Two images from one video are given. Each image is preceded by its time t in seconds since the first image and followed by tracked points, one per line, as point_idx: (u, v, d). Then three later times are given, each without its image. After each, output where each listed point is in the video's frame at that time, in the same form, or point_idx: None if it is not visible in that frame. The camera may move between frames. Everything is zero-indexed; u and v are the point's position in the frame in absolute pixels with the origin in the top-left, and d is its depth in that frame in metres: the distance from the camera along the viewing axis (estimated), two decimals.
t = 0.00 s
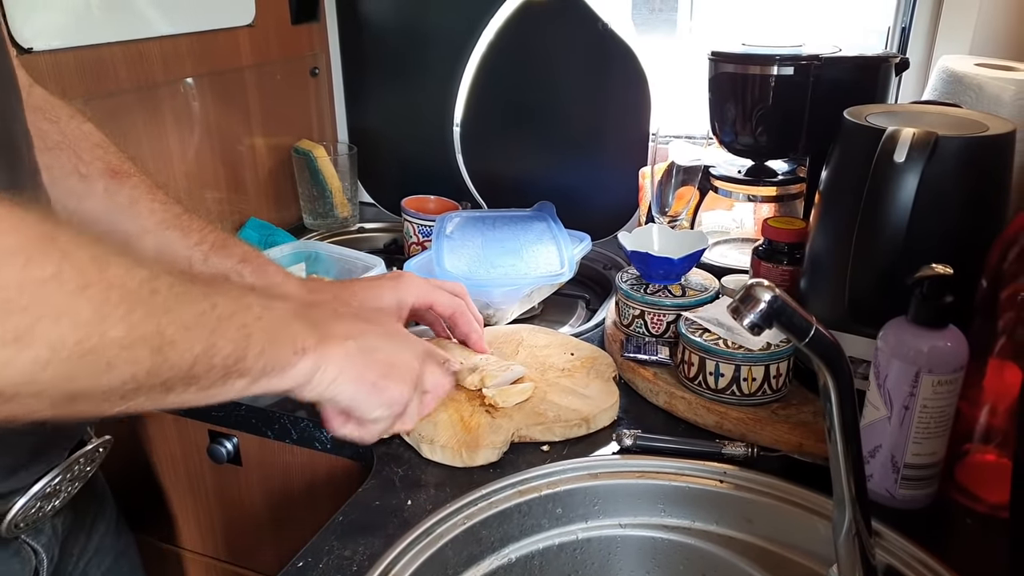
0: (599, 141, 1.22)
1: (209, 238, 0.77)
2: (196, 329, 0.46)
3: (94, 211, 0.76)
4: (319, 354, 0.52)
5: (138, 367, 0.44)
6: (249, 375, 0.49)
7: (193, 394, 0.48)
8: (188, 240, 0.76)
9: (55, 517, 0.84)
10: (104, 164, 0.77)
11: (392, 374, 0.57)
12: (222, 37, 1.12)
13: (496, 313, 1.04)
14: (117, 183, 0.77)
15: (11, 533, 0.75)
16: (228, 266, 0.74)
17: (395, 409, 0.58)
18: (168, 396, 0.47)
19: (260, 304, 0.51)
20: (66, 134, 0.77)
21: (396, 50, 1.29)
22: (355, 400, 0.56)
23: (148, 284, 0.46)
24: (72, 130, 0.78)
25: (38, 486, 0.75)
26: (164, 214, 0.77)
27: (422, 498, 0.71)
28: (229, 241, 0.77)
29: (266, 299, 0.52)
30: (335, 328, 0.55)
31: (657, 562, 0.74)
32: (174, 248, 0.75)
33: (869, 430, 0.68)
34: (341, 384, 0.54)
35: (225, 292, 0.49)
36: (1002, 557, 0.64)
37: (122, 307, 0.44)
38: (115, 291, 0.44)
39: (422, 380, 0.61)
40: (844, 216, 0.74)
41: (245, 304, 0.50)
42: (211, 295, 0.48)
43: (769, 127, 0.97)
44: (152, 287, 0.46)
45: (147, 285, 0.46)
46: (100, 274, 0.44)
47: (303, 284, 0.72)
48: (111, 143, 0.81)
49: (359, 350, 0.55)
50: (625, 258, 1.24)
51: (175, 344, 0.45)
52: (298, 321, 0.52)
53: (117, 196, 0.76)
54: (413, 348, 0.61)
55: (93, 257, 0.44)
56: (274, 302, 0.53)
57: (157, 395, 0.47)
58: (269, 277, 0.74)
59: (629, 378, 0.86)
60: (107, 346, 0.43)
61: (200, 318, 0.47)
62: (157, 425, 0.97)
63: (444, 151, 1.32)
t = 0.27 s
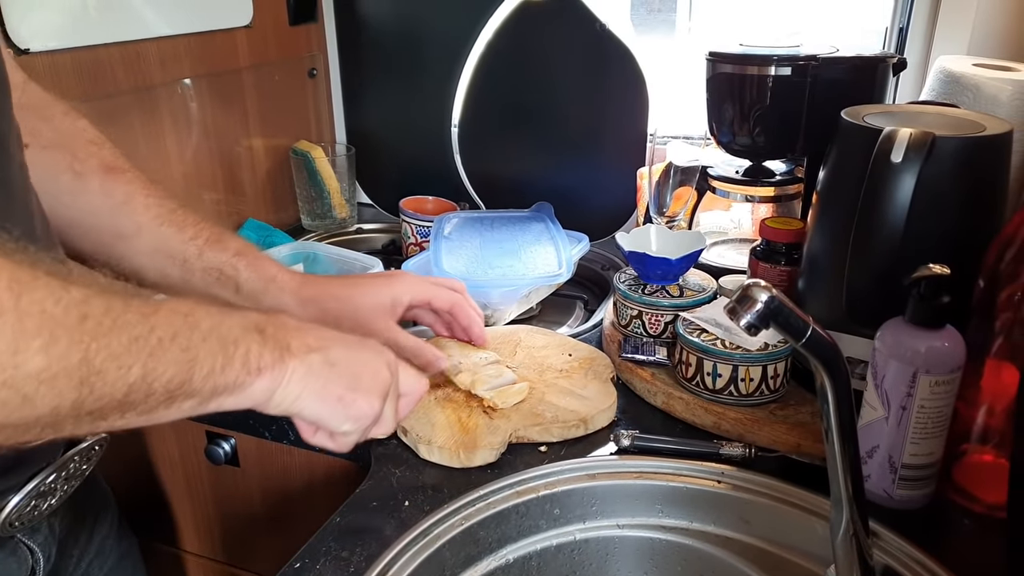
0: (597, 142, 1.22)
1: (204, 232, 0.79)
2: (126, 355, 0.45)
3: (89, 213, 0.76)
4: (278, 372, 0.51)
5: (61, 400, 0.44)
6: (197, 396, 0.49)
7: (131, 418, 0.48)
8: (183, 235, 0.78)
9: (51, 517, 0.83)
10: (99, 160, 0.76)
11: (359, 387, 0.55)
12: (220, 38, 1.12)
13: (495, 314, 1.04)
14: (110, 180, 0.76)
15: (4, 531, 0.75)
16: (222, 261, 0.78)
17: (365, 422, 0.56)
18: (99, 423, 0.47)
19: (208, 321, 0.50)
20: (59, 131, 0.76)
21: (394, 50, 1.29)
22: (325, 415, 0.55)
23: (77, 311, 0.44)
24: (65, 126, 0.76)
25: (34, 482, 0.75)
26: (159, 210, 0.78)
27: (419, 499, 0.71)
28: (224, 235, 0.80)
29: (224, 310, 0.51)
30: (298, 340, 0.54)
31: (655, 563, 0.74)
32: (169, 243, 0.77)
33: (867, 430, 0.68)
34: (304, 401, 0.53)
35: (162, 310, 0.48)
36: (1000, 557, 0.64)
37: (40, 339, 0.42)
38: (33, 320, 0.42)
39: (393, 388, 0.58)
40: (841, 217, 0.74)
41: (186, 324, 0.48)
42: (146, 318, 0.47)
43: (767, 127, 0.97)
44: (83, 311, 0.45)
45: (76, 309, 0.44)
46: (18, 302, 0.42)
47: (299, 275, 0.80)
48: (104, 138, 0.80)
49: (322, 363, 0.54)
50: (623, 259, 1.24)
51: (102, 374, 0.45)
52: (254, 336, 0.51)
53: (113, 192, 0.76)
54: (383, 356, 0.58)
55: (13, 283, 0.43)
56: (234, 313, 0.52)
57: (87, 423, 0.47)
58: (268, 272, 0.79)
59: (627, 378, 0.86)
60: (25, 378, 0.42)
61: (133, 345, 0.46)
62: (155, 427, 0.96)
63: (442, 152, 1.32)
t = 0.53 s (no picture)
0: (596, 143, 1.22)
1: (184, 235, 0.79)
2: (193, 331, 0.46)
3: (87, 215, 0.76)
4: (322, 347, 0.53)
5: (136, 371, 0.45)
6: (251, 369, 0.50)
7: (194, 390, 0.49)
8: (164, 237, 0.78)
9: (47, 518, 0.83)
10: (76, 164, 0.77)
11: (396, 358, 0.58)
12: (219, 39, 1.12)
13: (493, 315, 1.04)
14: (88, 184, 0.77)
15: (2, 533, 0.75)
16: (204, 262, 0.78)
17: (403, 390, 0.59)
18: (167, 394, 0.48)
19: (258, 300, 0.51)
20: (38, 135, 0.76)
21: (393, 51, 1.29)
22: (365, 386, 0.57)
23: (147, 288, 0.45)
24: (42, 131, 0.77)
25: (30, 483, 0.75)
26: (138, 212, 0.79)
27: (418, 500, 0.71)
28: (204, 238, 0.81)
29: (266, 291, 0.53)
30: (338, 317, 0.55)
31: (654, 564, 0.74)
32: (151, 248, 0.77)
33: (866, 431, 0.69)
34: (347, 373, 0.55)
35: (218, 290, 0.49)
36: (998, 558, 0.64)
37: (117, 313, 0.43)
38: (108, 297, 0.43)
39: (428, 357, 0.61)
40: (840, 218, 0.74)
41: (241, 302, 0.50)
42: (206, 296, 0.48)
43: (765, 128, 0.97)
44: (152, 288, 0.46)
45: (146, 287, 0.45)
46: (97, 280, 0.44)
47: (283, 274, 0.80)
48: (83, 143, 0.81)
49: (363, 338, 0.56)
50: (622, 260, 1.24)
51: (173, 346, 0.46)
52: (299, 315, 0.53)
53: (93, 196, 0.77)
54: (415, 326, 0.61)
55: (88, 263, 0.44)
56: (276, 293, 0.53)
57: (157, 394, 0.47)
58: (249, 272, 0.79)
59: (626, 379, 0.86)
60: (107, 350, 0.43)
61: (196, 320, 0.47)
62: (155, 429, 0.97)
63: (441, 153, 1.32)
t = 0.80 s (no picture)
0: (595, 143, 1.22)
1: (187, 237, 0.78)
2: (234, 302, 0.48)
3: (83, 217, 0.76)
4: (345, 326, 0.56)
5: (183, 336, 0.46)
6: (282, 344, 0.52)
7: (227, 363, 0.50)
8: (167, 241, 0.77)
9: (42, 520, 0.83)
10: (80, 167, 0.78)
11: (410, 349, 0.61)
12: (217, 40, 1.12)
13: (492, 315, 1.04)
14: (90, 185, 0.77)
15: None
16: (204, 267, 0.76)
17: (413, 380, 0.62)
18: (204, 364, 0.49)
19: (286, 279, 0.53)
20: (42, 137, 0.76)
21: (392, 52, 1.29)
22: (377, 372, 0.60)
23: (190, 260, 0.46)
24: (48, 134, 0.77)
25: (24, 487, 0.75)
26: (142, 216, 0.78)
27: (417, 500, 0.71)
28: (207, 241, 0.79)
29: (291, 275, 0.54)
30: (357, 304, 0.59)
31: (653, 564, 0.74)
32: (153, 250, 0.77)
33: (864, 432, 0.69)
34: (363, 356, 0.58)
35: (250, 267, 0.50)
36: (997, 558, 0.64)
37: (169, 281, 0.44)
38: (160, 266, 0.44)
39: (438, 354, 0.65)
40: (838, 218, 0.74)
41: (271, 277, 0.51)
42: (242, 270, 0.49)
43: (764, 129, 0.97)
44: (195, 260, 0.47)
45: (189, 259, 0.46)
46: (149, 249, 0.44)
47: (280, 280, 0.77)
48: (89, 146, 0.81)
49: (380, 324, 0.59)
50: (621, 260, 1.24)
51: (216, 315, 0.47)
52: (324, 296, 0.55)
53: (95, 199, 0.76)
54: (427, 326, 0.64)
55: (139, 233, 0.44)
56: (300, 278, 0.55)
57: (196, 363, 0.48)
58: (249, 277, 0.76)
59: (625, 380, 0.86)
60: (158, 316, 0.44)
61: (235, 292, 0.48)
62: (153, 430, 0.97)
63: (440, 154, 1.32)
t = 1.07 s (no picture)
0: (595, 144, 1.22)
1: (191, 240, 0.79)
2: (156, 338, 0.46)
3: (86, 217, 0.76)
4: (287, 362, 0.51)
5: (97, 378, 0.44)
6: (215, 384, 0.48)
7: (156, 405, 0.48)
8: (170, 242, 0.77)
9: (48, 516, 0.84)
10: (85, 166, 0.77)
11: (361, 383, 0.55)
12: (217, 41, 1.12)
13: (491, 315, 1.04)
14: (96, 186, 0.77)
15: (4, 530, 0.76)
16: (209, 268, 0.77)
17: (366, 416, 0.56)
18: (129, 408, 0.47)
19: (221, 312, 0.50)
20: (47, 138, 0.76)
21: (391, 52, 1.29)
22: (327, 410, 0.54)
23: (107, 294, 0.46)
24: (53, 133, 0.77)
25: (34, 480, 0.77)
26: (146, 216, 0.78)
27: (416, 501, 0.71)
28: (212, 242, 0.80)
29: (231, 306, 0.51)
30: (304, 336, 0.54)
31: (652, 565, 0.74)
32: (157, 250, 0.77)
33: (864, 432, 0.68)
34: (309, 393, 0.53)
35: (184, 300, 0.49)
36: (997, 559, 0.64)
37: (78, 317, 0.44)
38: (70, 302, 0.44)
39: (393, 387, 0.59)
40: (838, 218, 0.74)
41: (204, 311, 0.49)
42: (170, 304, 0.48)
43: (763, 129, 0.97)
44: (113, 296, 0.46)
45: (107, 294, 0.46)
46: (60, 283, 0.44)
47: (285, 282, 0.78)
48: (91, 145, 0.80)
49: (326, 356, 0.54)
50: (620, 260, 1.24)
51: (135, 354, 0.45)
52: (264, 329, 0.51)
53: (99, 199, 0.76)
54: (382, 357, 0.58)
55: (48, 266, 0.44)
56: (242, 310, 0.52)
57: (118, 406, 0.47)
58: (255, 278, 0.76)
59: (625, 380, 0.86)
60: (66, 356, 0.43)
61: (158, 329, 0.46)
62: (153, 431, 0.96)
63: (439, 154, 1.32)
